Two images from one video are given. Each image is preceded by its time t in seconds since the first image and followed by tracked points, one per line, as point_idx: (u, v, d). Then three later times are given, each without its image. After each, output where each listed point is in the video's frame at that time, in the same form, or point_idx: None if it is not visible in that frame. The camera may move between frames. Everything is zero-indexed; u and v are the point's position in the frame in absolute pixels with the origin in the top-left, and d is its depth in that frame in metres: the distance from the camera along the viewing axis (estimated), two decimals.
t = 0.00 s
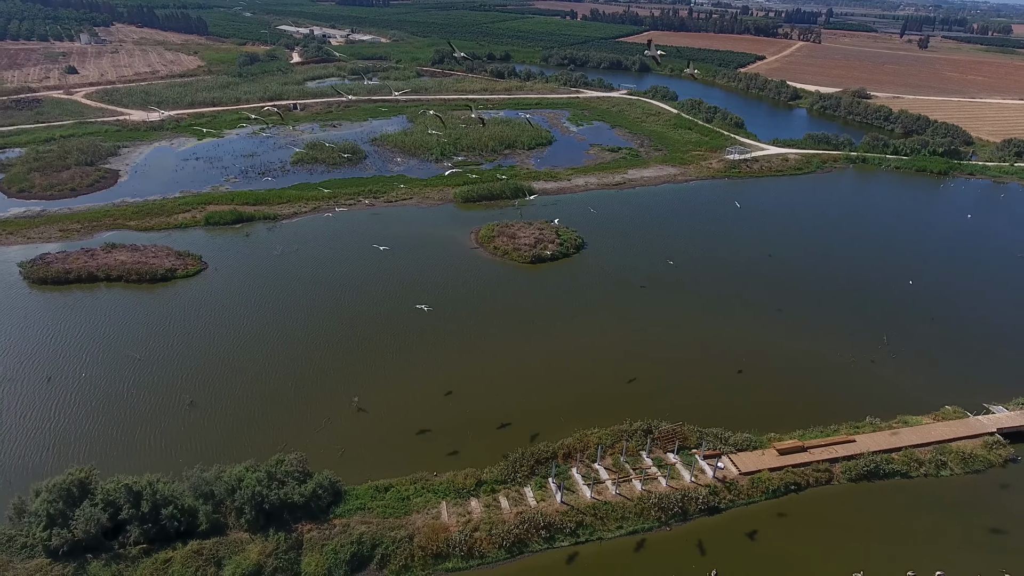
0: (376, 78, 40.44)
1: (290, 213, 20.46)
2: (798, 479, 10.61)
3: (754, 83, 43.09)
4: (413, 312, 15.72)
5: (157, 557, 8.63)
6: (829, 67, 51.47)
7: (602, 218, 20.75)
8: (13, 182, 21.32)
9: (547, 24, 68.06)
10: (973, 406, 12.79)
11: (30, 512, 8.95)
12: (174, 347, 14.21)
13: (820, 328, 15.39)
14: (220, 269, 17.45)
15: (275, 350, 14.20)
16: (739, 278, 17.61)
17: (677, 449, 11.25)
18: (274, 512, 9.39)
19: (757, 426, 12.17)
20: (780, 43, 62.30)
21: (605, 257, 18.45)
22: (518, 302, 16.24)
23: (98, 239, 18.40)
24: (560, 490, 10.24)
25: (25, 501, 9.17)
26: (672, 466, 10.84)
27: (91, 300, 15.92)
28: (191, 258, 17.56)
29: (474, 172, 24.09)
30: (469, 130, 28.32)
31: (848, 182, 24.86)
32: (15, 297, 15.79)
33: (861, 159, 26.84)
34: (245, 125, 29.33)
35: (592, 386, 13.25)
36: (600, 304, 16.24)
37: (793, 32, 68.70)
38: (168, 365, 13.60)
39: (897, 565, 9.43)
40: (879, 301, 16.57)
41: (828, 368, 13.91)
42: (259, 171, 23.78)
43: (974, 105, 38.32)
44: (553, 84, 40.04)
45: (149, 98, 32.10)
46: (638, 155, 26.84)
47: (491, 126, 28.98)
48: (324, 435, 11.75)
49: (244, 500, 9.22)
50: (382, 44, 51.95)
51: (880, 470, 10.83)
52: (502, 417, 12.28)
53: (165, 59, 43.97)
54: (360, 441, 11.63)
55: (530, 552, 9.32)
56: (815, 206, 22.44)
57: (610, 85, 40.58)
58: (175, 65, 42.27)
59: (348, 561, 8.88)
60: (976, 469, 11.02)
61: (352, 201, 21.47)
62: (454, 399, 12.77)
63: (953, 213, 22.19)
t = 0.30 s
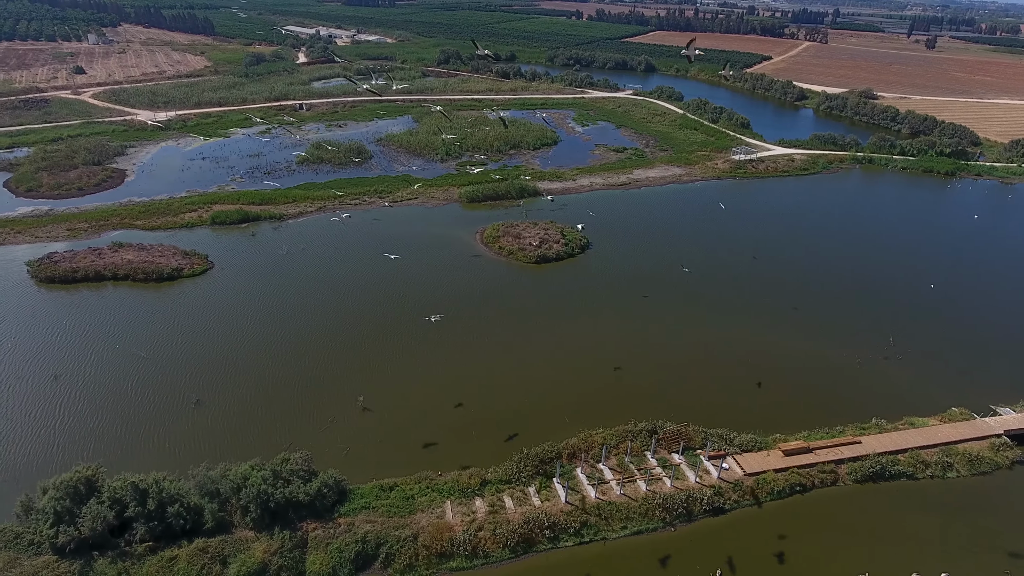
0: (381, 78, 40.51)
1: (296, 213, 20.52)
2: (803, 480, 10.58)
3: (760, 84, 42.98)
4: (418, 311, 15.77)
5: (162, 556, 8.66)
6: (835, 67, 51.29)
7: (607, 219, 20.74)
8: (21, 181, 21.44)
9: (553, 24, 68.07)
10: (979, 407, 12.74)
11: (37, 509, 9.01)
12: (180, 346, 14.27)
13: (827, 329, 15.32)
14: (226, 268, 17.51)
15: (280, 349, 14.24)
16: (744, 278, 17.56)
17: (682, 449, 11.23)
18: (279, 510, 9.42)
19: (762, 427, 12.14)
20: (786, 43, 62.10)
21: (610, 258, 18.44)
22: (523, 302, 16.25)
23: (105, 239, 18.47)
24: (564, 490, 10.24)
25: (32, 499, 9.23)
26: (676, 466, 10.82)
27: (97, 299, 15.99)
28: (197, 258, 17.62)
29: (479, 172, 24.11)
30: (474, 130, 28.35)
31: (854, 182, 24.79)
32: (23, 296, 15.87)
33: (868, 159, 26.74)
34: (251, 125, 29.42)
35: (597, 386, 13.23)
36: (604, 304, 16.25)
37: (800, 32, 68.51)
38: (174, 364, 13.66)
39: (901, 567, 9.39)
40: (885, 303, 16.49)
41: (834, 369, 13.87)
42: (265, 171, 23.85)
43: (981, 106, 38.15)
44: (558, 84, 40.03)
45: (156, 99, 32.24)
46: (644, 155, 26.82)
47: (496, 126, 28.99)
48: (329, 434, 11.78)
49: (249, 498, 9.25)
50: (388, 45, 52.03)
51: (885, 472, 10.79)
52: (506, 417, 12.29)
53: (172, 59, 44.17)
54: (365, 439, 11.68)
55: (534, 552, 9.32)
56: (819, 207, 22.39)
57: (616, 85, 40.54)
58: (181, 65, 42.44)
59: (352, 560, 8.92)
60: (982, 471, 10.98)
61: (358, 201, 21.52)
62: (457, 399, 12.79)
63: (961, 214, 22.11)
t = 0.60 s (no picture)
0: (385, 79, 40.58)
1: (299, 213, 20.58)
2: (806, 481, 10.56)
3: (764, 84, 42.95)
4: (421, 311, 15.78)
5: (166, 555, 8.69)
6: (839, 67, 51.21)
7: (610, 219, 20.74)
8: (26, 182, 21.55)
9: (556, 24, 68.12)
10: (983, 408, 12.71)
11: (42, 508, 9.05)
12: (184, 345, 14.32)
13: (831, 330, 15.29)
14: (229, 268, 17.57)
15: (284, 349, 14.28)
16: (747, 279, 17.54)
17: (685, 450, 11.23)
18: (282, 510, 9.45)
19: (765, 427, 12.14)
20: (789, 42, 62.00)
21: (613, 258, 18.45)
22: (526, 302, 16.26)
23: (109, 239, 18.54)
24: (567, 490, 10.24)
25: (36, 498, 9.27)
26: (679, 467, 10.82)
27: (101, 299, 16.06)
28: (201, 258, 17.69)
29: (482, 172, 24.14)
30: (477, 131, 28.38)
31: (858, 182, 24.75)
32: (28, 296, 15.95)
33: (871, 159, 26.69)
34: (255, 125, 29.49)
35: (600, 386, 13.24)
36: (607, 305, 16.24)
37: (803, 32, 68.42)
38: (177, 363, 13.69)
39: (905, 568, 9.38)
40: (889, 303, 16.45)
41: (837, 370, 13.86)
42: (268, 171, 23.91)
43: (985, 106, 38.05)
44: (561, 85, 40.03)
45: (160, 99, 32.33)
46: (647, 156, 26.83)
47: (499, 127, 29.02)
48: (332, 434, 11.81)
49: (253, 498, 9.28)
50: (391, 45, 52.09)
51: (888, 473, 10.77)
52: (509, 417, 12.31)
53: (176, 60, 44.28)
54: (367, 439, 11.70)
55: (537, 552, 9.34)
56: (822, 207, 22.36)
57: (619, 85, 40.55)
58: (185, 65, 42.59)
59: (355, 559, 8.93)
60: (985, 472, 10.96)
61: (361, 201, 21.57)
62: (459, 399, 12.81)
63: (964, 214, 22.06)
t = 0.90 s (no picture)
0: (386, 79, 40.60)
1: (301, 213, 20.61)
2: (808, 481, 10.55)
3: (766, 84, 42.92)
4: (422, 312, 15.80)
5: (169, 554, 8.72)
6: (841, 67, 51.12)
7: (612, 219, 20.74)
8: (28, 182, 21.60)
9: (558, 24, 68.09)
10: (986, 408, 12.69)
11: (45, 508, 9.08)
12: (186, 346, 14.35)
13: (832, 330, 15.28)
14: (231, 268, 17.60)
15: (286, 349, 14.30)
16: (749, 279, 17.53)
17: (687, 450, 11.23)
18: (285, 510, 9.46)
19: (766, 428, 12.13)
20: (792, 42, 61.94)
21: (614, 258, 18.45)
22: (528, 303, 16.27)
23: (111, 239, 18.59)
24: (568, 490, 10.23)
25: (40, 498, 9.29)
26: (681, 467, 10.82)
27: (104, 299, 16.11)
28: (203, 258, 17.72)
29: (484, 173, 24.15)
30: (479, 131, 28.39)
31: (860, 183, 24.72)
32: (31, 296, 16.00)
33: (873, 159, 26.64)
34: (257, 126, 29.54)
35: (602, 387, 13.24)
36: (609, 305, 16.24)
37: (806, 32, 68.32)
38: (180, 363, 13.72)
39: (907, 568, 9.37)
40: (892, 304, 16.42)
41: (839, 370, 13.85)
42: (270, 172, 23.94)
43: (988, 106, 37.97)
44: (563, 85, 40.01)
45: (162, 100, 32.38)
46: (648, 156, 26.82)
47: (501, 127, 29.03)
48: (334, 434, 11.84)
49: (255, 498, 9.30)
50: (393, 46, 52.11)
51: (891, 473, 10.76)
52: (510, 417, 12.32)
53: (178, 61, 44.33)
54: (369, 439, 11.73)
55: (539, 552, 9.35)
56: (824, 207, 22.34)
57: (620, 86, 40.53)
58: (187, 66, 42.67)
59: (357, 559, 8.95)
60: (988, 472, 10.95)
61: (363, 201, 21.60)
62: (461, 399, 12.84)
63: (967, 214, 22.02)
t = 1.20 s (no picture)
0: (388, 80, 40.65)
1: (303, 214, 20.65)
2: (810, 482, 10.56)
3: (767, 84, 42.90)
4: (422, 312, 15.82)
5: (172, 555, 8.75)
6: (842, 67, 51.05)
7: (612, 220, 20.75)
8: (31, 182, 21.66)
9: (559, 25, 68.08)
10: (987, 408, 12.69)
11: (48, 508, 9.10)
12: (188, 346, 14.38)
13: (833, 330, 15.30)
14: (233, 269, 17.63)
15: (287, 350, 14.32)
16: (749, 279, 17.54)
17: (688, 450, 11.23)
18: (287, 510, 9.48)
19: (768, 428, 12.13)
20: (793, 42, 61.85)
21: (616, 258, 18.45)
22: (530, 303, 16.28)
23: (114, 240, 18.64)
24: (569, 491, 10.24)
25: (42, 498, 9.32)
26: (682, 468, 10.83)
27: (106, 300, 16.13)
28: (205, 259, 17.74)
29: (485, 173, 24.17)
30: (480, 132, 28.42)
31: (861, 183, 24.71)
32: (33, 297, 16.04)
33: (874, 159, 26.62)
34: (258, 127, 29.59)
35: (602, 387, 13.24)
36: (610, 305, 16.24)
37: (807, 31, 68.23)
38: (182, 364, 13.75)
39: (908, 569, 9.38)
40: (893, 303, 16.42)
41: (840, 370, 13.85)
42: (271, 173, 23.99)
43: (990, 106, 37.92)
44: (565, 85, 40.01)
45: (164, 100, 32.44)
46: (649, 156, 26.82)
47: (502, 128, 29.05)
48: (335, 434, 11.86)
49: (257, 498, 9.30)
50: (395, 46, 52.16)
51: (892, 473, 10.76)
52: (511, 417, 12.34)
53: (180, 62, 44.37)
54: (369, 439, 11.75)
55: (541, 552, 9.37)
56: (825, 207, 22.33)
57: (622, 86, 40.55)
58: (189, 67, 42.74)
59: (359, 559, 8.97)
60: (989, 472, 10.95)
61: (365, 202, 21.62)
62: (462, 399, 12.86)
63: (969, 214, 22.01)
